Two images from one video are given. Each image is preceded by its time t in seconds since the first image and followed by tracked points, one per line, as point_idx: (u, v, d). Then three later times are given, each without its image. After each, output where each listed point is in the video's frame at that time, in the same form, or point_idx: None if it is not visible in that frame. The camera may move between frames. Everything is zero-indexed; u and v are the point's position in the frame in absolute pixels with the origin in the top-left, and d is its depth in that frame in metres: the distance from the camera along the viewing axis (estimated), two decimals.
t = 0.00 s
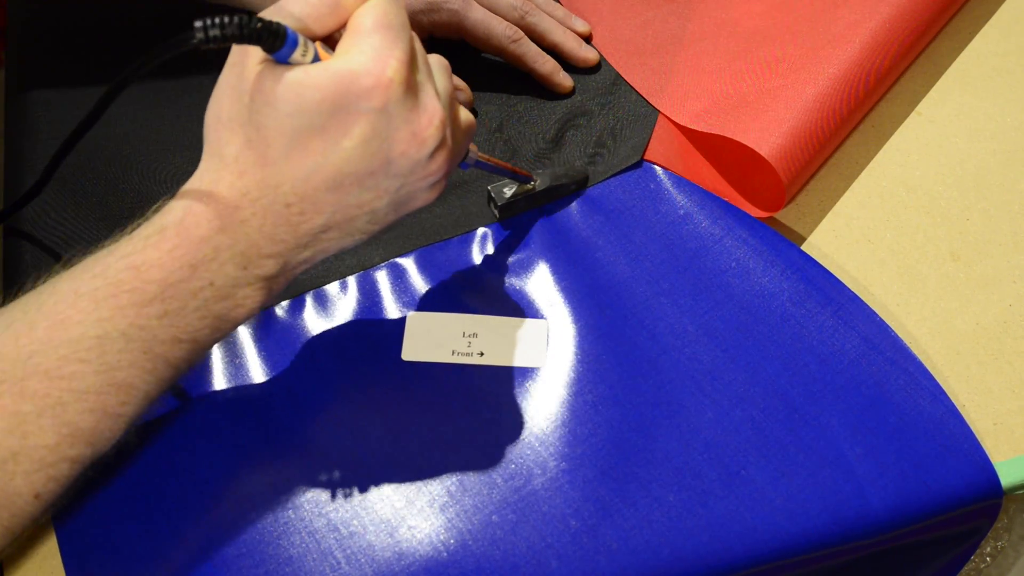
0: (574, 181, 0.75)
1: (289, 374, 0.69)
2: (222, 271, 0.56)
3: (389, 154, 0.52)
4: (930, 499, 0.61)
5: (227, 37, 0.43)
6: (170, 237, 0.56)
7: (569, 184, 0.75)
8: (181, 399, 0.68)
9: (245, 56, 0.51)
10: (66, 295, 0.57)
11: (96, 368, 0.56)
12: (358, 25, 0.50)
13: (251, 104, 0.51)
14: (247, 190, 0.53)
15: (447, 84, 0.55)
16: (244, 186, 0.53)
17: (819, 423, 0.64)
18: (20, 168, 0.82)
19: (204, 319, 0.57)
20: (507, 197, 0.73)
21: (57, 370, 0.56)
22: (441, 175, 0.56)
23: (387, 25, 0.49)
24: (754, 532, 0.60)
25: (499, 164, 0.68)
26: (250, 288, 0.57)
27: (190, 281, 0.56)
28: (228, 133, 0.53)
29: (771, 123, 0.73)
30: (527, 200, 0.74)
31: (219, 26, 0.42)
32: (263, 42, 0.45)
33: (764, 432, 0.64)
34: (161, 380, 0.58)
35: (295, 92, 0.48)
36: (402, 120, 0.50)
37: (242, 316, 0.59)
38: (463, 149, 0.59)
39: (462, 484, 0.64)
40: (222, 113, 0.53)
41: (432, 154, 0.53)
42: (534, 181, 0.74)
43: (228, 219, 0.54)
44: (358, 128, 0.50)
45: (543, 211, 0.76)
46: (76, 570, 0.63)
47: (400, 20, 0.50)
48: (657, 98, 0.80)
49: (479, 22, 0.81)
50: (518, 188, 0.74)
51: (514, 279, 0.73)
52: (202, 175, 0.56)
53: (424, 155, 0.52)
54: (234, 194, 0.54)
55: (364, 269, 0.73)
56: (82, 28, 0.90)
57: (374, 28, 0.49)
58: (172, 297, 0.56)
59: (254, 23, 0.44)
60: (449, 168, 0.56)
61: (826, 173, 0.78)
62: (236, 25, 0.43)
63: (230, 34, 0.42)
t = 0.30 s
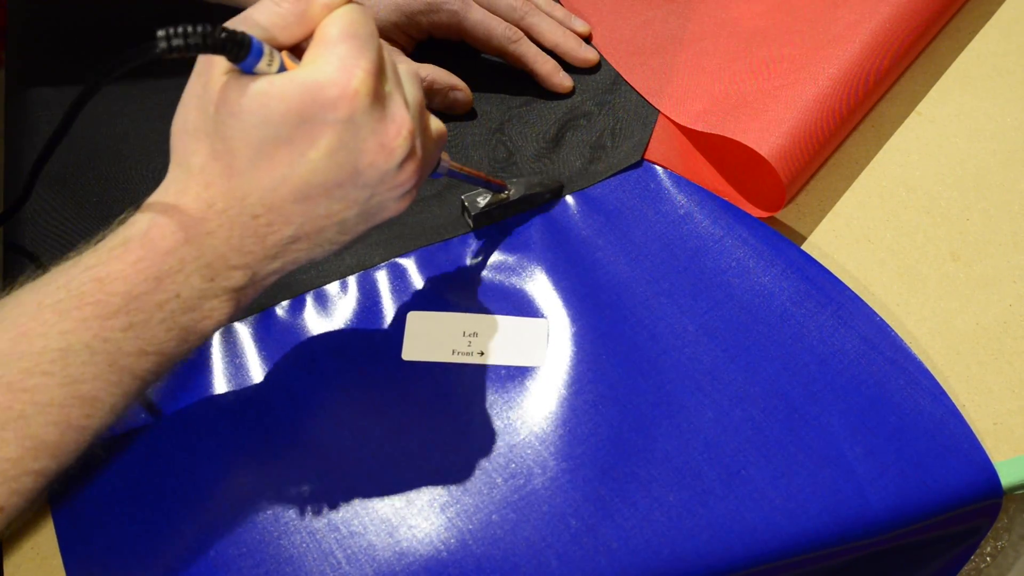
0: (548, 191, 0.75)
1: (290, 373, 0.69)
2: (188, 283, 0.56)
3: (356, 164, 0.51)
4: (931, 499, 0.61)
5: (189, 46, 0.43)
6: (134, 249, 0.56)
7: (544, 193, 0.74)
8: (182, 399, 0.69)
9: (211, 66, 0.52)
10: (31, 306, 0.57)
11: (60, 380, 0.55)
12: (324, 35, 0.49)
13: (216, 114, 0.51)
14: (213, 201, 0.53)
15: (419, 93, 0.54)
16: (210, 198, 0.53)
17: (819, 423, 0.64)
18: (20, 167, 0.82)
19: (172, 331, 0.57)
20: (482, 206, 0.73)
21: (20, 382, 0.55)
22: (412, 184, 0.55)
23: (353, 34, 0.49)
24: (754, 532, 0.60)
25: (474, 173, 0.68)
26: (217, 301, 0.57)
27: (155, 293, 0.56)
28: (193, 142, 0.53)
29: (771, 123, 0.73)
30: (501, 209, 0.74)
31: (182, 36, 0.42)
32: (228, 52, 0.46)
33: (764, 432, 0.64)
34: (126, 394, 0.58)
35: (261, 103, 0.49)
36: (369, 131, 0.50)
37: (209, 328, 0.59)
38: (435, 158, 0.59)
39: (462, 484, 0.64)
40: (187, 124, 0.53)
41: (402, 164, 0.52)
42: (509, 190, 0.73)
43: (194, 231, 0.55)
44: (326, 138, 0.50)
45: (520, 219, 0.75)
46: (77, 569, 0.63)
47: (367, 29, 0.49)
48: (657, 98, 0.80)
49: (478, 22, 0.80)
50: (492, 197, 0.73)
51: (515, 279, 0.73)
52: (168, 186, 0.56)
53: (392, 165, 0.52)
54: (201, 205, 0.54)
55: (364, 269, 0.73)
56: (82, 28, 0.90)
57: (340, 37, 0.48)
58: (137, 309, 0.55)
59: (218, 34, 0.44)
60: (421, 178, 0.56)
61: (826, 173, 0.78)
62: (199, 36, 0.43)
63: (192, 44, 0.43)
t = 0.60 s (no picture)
0: (516, 202, 0.74)
1: (290, 373, 0.69)
2: (144, 306, 0.55)
3: (312, 184, 0.52)
4: (931, 499, 0.61)
5: (139, 71, 0.43)
6: (87, 274, 0.55)
7: (512, 204, 0.74)
8: (183, 400, 0.69)
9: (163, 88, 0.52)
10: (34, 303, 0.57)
11: (11, 410, 0.55)
12: (279, 56, 0.50)
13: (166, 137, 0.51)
14: (167, 224, 0.53)
15: (376, 112, 0.54)
16: (164, 221, 0.53)
17: (819, 423, 0.64)
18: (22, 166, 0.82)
19: (126, 357, 0.57)
20: (449, 220, 0.72)
21: None
22: (371, 204, 0.55)
23: (305, 56, 0.50)
24: (753, 532, 0.60)
25: (441, 187, 0.66)
26: (176, 323, 0.57)
27: (110, 318, 0.55)
28: (146, 167, 0.53)
29: (770, 123, 0.73)
30: (469, 222, 0.73)
31: (131, 60, 0.43)
32: (177, 74, 0.46)
33: (764, 432, 0.64)
34: (81, 420, 0.58)
35: (213, 125, 0.49)
36: (324, 151, 0.51)
37: (168, 352, 0.58)
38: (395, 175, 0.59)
39: (461, 484, 0.64)
40: (140, 148, 0.53)
41: (359, 183, 0.52)
42: (476, 203, 0.72)
43: (146, 255, 0.54)
44: (280, 160, 0.50)
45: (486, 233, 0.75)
46: (76, 570, 0.63)
47: (321, 51, 0.51)
48: (657, 98, 0.79)
49: (478, 22, 0.81)
50: (461, 210, 0.72)
51: (514, 279, 0.73)
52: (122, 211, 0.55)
53: (350, 184, 0.52)
54: (155, 228, 0.53)
55: (365, 270, 0.73)
56: (83, 28, 0.90)
57: (293, 59, 0.50)
58: (92, 334, 0.55)
59: (168, 56, 0.44)
60: (380, 197, 0.56)
61: (826, 173, 0.78)
62: (149, 59, 0.43)
63: (141, 69, 0.43)
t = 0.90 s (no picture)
0: (474, 219, 0.73)
1: (290, 373, 0.69)
2: (80, 329, 0.54)
3: (250, 206, 0.48)
4: (930, 499, 0.61)
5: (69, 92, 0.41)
6: (22, 295, 0.54)
7: (469, 222, 0.73)
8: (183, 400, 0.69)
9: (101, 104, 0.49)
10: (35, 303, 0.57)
11: None
12: (214, 74, 0.47)
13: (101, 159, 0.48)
14: (102, 246, 0.50)
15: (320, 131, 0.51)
16: (100, 242, 0.50)
17: (819, 423, 0.64)
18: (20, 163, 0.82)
19: (62, 380, 0.55)
20: (404, 237, 0.71)
21: None
22: (314, 224, 0.52)
23: (242, 74, 0.46)
24: (753, 532, 0.60)
25: (397, 206, 0.64)
26: (114, 345, 0.55)
27: (44, 341, 0.54)
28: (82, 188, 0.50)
29: (770, 123, 0.73)
30: (425, 238, 0.72)
31: (60, 81, 0.40)
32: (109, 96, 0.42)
33: (764, 432, 0.64)
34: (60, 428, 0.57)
35: (145, 147, 0.46)
36: (260, 171, 0.47)
37: (105, 375, 0.57)
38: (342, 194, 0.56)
39: (461, 484, 0.64)
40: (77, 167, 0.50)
41: (300, 204, 0.49)
42: (431, 219, 0.72)
43: (82, 278, 0.52)
44: (215, 182, 0.47)
45: (441, 250, 0.74)
46: (75, 571, 0.63)
47: (259, 68, 0.47)
48: (657, 98, 0.79)
49: (478, 23, 0.81)
50: (415, 227, 0.71)
51: (514, 279, 0.73)
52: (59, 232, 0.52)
53: (289, 206, 0.49)
54: (90, 250, 0.51)
55: (365, 270, 0.73)
56: (83, 26, 0.90)
57: (228, 77, 0.46)
58: (25, 357, 0.54)
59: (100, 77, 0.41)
60: (324, 217, 0.53)
61: (825, 173, 0.78)
62: (79, 81, 0.40)
63: (72, 90, 0.40)
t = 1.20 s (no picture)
0: (432, 235, 0.73)
1: (289, 373, 0.69)
2: (21, 349, 0.54)
3: (190, 227, 0.48)
4: (930, 499, 0.61)
5: None
6: None
7: (427, 238, 0.72)
8: (183, 400, 0.69)
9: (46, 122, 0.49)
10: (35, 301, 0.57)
11: None
12: (154, 94, 0.46)
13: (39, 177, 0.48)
14: (41, 267, 0.50)
15: (266, 151, 0.51)
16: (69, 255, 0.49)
17: (819, 423, 0.64)
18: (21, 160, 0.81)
19: (2, 399, 0.56)
20: (359, 254, 0.71)
21: None
22: (259, 243, 0.52)
23: (183, 94, 0.46)
24: (753, 532, 0.60)
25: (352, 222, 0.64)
26: (55, 365, 0.55)
27: None
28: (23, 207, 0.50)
29: (770, 123, 0.73)
30: (382, 254, 0.72)
31: None
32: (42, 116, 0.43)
33: (764, 432, 0.64)
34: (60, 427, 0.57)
35: (80, 168, 0.46)
36: (199, 193, 0.47)
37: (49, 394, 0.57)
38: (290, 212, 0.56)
39: (461, 484, 0.64)
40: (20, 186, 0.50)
41: (242, 224, 0.49)
42: (390, 235, 0.71)
43: (21, 296, 0.52)
44: (152, 204, 0.47)
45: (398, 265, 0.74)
46: (75, 570, 0.63)
47: (201, 88, 0.47)
48: (657, 98, 0.79)
49: (477, 23, 0.81)
50: (372, 243, 0.71)
51: (513, 280, 0.73)
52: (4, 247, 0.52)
53: (230, 227, 0.49)
54: (30, 269, 0.51)
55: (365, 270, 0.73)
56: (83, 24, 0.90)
57: (168, 98, 0.46)
58: None
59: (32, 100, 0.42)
60: (268, 236, 0.53)
61: (825, 173, 0.78)
62: (13, 100, 0.41)
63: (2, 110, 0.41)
